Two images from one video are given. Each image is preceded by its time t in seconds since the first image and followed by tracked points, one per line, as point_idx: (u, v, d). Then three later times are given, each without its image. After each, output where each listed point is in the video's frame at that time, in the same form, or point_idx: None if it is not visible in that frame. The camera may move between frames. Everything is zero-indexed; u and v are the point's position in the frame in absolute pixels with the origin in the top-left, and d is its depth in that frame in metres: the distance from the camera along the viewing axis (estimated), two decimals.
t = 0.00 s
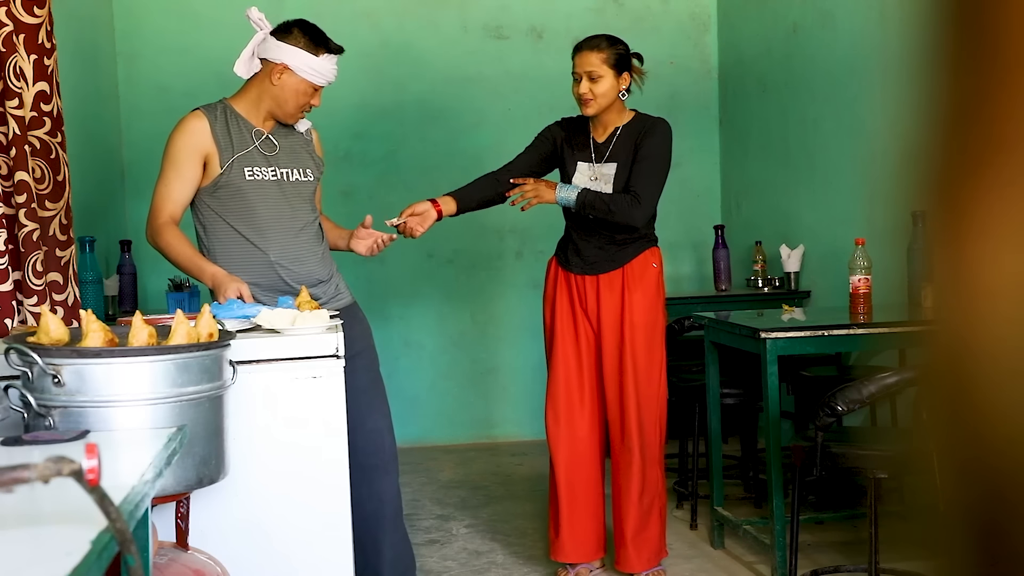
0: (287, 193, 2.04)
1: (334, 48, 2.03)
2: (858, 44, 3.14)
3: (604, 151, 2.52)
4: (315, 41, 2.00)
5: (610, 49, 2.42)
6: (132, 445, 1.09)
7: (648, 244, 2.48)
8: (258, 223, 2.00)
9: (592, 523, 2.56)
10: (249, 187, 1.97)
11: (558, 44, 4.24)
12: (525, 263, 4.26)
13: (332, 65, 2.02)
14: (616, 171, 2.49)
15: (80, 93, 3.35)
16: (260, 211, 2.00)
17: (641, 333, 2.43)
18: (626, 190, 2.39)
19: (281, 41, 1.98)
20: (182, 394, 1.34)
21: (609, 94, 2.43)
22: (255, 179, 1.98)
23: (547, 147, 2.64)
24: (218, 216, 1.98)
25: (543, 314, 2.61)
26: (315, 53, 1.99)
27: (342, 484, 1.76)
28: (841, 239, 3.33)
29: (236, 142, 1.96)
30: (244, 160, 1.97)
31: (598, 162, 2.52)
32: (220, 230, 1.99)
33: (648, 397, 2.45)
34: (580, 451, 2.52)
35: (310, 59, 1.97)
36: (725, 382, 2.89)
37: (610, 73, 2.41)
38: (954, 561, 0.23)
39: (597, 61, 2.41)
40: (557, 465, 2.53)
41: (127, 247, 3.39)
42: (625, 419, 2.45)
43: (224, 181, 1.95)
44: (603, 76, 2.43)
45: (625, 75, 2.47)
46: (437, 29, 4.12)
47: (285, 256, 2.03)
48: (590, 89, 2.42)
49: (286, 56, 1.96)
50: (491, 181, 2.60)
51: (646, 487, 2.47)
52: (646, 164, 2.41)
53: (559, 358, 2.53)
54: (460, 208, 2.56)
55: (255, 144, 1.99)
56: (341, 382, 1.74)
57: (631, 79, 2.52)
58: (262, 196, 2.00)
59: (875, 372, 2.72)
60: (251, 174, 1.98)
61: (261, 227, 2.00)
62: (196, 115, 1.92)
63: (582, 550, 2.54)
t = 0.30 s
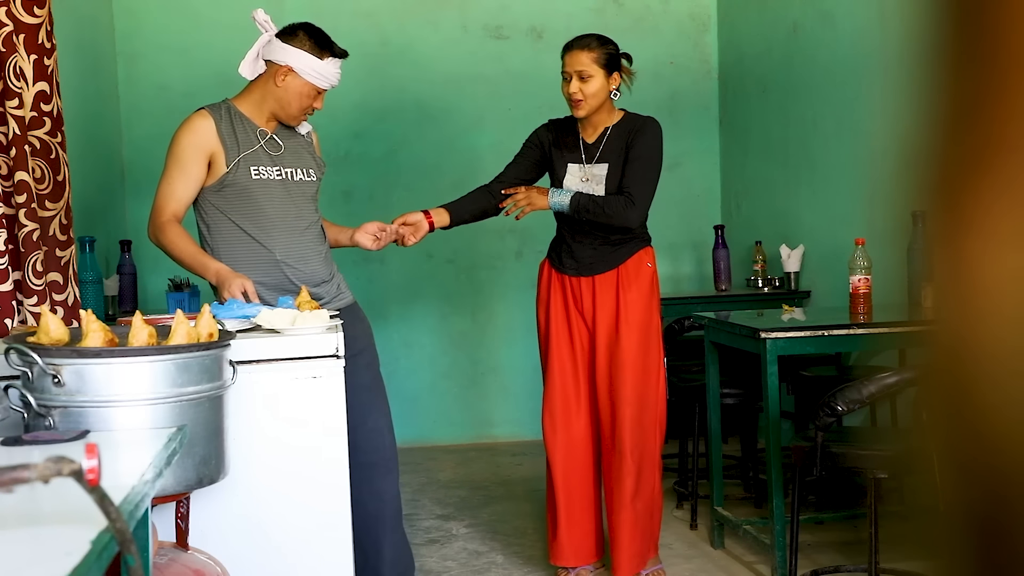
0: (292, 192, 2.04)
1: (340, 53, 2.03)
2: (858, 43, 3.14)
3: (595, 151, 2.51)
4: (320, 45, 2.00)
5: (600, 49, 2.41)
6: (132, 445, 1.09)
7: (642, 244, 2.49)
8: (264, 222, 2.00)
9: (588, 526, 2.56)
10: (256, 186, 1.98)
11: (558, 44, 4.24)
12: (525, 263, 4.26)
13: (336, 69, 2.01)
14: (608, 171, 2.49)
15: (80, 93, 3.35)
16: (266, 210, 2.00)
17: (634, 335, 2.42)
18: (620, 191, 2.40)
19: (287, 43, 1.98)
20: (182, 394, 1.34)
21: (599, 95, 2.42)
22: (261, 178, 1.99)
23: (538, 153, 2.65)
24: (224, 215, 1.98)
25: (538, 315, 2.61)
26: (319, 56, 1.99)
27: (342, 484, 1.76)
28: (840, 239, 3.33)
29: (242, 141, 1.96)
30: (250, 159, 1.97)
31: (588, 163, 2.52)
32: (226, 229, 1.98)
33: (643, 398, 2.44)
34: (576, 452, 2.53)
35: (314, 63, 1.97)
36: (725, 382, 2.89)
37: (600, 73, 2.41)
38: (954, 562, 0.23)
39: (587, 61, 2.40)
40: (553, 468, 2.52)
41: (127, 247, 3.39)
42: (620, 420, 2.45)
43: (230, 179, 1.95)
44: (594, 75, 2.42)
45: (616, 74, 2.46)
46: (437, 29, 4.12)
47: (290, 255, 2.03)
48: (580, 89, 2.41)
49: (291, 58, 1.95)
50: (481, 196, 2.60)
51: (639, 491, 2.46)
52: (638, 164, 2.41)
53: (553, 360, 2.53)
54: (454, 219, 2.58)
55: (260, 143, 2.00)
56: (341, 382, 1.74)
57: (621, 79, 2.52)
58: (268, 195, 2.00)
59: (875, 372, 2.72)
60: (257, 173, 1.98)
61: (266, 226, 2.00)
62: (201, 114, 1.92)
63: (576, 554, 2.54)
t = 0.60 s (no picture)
0: (294, 192, 2.04)
1: (337, 45, 2.04)
2: (858, 44, 3.14)
3: (596, 152, 2.50)
4: (318, 41, 2.01)
5: (603, 48, 2.41)
6: (132, 445, 1.09)
7: (646, 243, 2.48)
8: (266, 222, 2.00)
9: (587, 528, 2.55)
10: (258, 186, 1.97)
11: (558, 44, 4.24)
12: (525, 264, 4.26)
13: (337, 62, 2.02)
14: (610, 173, 2.48)
15: (80, 93, 3.35)
16: (268, 210, 2.00)
17: (644, 339, 2.41)
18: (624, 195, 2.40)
19: (286, 42, 1.98)
20: (182, 394, 1.34)
21: (601, 95, 2.41)
22: (264, 178, 1.98)
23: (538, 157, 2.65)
24: (225, 215, 1.97)
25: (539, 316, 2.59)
26: (319, 51, 2.00)
27: (342, 484, 1.76)
28: (840, 239, 3.33)
29: (244, 142, 1.96)
30: (252, 160, 1.97)
31: (590, 164, 2.51)
32: (228, 230, 1.98)
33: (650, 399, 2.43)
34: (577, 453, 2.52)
35: (316, 59, 1.97)
36: (725, 382, 2.89)
37: (604, 72, 2.40)
38: (953, 561, 0.23)
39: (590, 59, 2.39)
40: (552, 467, 2.53)
41: (127, 247, 3.39)
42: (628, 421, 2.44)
43: (232, 180, 1.95)
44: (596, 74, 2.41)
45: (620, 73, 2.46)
46: (437, 29, 4.12)
47: (292, 254, 2.03)
48: (581, 88, 2.40)
49: (292, 57, 1.96)
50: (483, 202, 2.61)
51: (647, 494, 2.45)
52: (640, 167, 2.41)
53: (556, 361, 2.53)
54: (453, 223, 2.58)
55: (263, 144, 2.00)
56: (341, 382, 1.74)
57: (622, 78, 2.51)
58: (269, 196, 2.00)
59: (875, 372, 2.72)
60: (259, 174, 1.97)
61: (268, 225, 2.00)
62: (204, 114, 1.92)
63: (575, 556, 2.54)
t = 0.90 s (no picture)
0: (295, 192, 2.03)
1: (317, 23, 2.02)
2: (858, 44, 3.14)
3: (629, 149, 2.39)
4: (295, 24, 2.00)
5: (643, 40, 2.31)
6: (132, 445, 1.09)
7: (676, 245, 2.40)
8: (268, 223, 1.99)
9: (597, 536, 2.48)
10: (257, 188, 1.97)
11: (558, 44, 4.24)
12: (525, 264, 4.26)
13: (322, 40, 2.01)
14: (645, 172, 2.38)
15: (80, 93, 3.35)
16: (269, 212, 1.99)
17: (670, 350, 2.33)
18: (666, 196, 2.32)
19: (266, 37, 1.99)
20: (182, 394, 1.34)
21: (639, 87, 2.32)
22: (264, 179, 1.98)
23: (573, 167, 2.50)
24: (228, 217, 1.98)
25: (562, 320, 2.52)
26: (300, 34, 1.99)
27: (342, 484, 1.76)
28: (840, 239, 3.33)
29: (243, 144, 1.96)
30: (251, 161, 1.97)
31: (623, 162, 2.39)
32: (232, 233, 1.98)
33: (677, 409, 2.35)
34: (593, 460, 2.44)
35: (299, 41, 1.97)
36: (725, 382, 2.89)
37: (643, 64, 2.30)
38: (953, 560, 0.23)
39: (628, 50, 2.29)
40: (558, 467, 2.47)
41: (127, 247, 3.39)
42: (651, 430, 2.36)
43: (232, 182, 1.95)
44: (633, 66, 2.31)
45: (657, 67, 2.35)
46: (436, 28, 4.12)
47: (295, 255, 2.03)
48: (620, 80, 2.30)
49: (275, 49, 1.96)
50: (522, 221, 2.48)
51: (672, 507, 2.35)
52: (681, 167, 2.33)
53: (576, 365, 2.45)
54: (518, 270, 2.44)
55: (263, 145, 1.99)
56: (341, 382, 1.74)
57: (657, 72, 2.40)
58: (269, 197, 1.99)
59: (876, 372, 2.72)
60: (259, 175, 1.97)
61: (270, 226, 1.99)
62: (203, 117, 1.92)
63: (580, 563, 2.46)
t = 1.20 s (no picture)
0: (297, 192, 2.03)
1: (306, 17, 2.01)
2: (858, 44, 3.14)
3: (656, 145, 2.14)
4: (283, 21, 1.99)
5: (668, 30, 2.06)
6: (131, 445, 1.09)
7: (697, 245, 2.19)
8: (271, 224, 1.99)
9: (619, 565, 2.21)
10: (259, 189, 1.97)
11: (558, 44, 4.24)
12: (525, 264, 4.26)
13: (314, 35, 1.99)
14: (674, 167, 2.13)
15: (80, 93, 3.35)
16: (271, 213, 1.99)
17: (697, 351, 2.13)
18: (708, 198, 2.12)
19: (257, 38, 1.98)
20: (182, 394, 1.34)
21: (667, 78, 2.07)
22: (265, 180, 1.98)
23: (596, 166, 2.21)
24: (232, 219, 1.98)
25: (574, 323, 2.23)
26: (289, 30, 1.98)
27: (342, 484, 1.76)
28: (840, 239, 3.33)
29: (245, 145, 1.96)
30: (253, 162, 1.97)
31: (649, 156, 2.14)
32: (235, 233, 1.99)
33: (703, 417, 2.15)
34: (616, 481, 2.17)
35: (288, 39, 1.96)
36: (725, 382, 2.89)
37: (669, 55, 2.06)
38: (952, 561, 0.23)
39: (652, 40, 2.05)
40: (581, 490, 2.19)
41: (127, 247, 3.39)
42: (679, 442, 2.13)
43: (234, 183, 1.96)
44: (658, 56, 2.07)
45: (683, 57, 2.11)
46: (436, 28, 4.11)
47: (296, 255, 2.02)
48: (646, 72, 2.06)
49: (266, 48, 1.95)
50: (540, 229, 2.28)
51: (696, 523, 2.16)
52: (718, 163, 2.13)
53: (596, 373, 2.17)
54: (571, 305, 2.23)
55: (265, 146, 1.99)
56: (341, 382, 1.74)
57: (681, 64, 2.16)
58: (271, 197, 1.99)
59: (876, 372, 2.72)
60: (261, 175, 1.98)
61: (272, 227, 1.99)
62: (205, 119, 1.92)
63: None
